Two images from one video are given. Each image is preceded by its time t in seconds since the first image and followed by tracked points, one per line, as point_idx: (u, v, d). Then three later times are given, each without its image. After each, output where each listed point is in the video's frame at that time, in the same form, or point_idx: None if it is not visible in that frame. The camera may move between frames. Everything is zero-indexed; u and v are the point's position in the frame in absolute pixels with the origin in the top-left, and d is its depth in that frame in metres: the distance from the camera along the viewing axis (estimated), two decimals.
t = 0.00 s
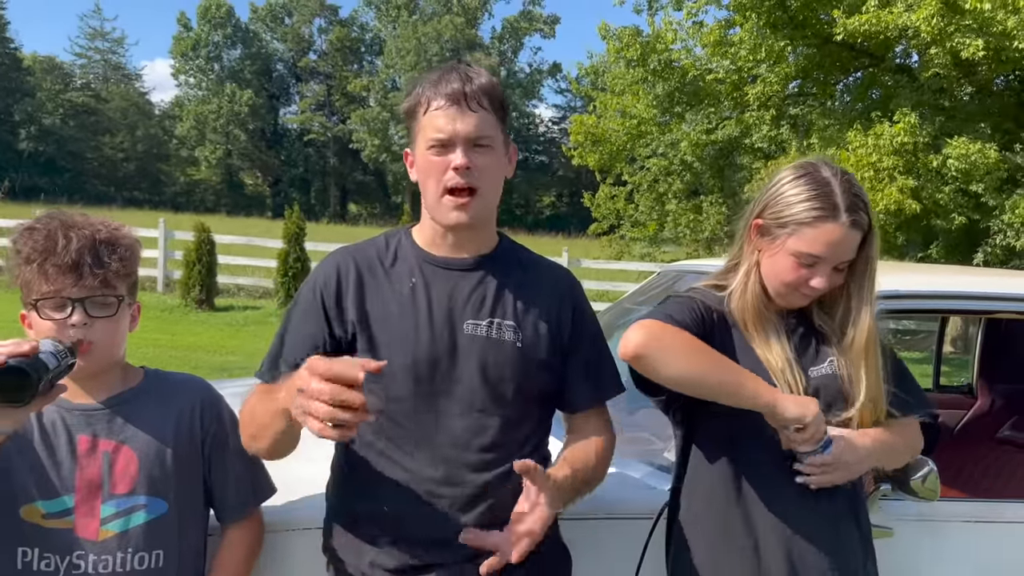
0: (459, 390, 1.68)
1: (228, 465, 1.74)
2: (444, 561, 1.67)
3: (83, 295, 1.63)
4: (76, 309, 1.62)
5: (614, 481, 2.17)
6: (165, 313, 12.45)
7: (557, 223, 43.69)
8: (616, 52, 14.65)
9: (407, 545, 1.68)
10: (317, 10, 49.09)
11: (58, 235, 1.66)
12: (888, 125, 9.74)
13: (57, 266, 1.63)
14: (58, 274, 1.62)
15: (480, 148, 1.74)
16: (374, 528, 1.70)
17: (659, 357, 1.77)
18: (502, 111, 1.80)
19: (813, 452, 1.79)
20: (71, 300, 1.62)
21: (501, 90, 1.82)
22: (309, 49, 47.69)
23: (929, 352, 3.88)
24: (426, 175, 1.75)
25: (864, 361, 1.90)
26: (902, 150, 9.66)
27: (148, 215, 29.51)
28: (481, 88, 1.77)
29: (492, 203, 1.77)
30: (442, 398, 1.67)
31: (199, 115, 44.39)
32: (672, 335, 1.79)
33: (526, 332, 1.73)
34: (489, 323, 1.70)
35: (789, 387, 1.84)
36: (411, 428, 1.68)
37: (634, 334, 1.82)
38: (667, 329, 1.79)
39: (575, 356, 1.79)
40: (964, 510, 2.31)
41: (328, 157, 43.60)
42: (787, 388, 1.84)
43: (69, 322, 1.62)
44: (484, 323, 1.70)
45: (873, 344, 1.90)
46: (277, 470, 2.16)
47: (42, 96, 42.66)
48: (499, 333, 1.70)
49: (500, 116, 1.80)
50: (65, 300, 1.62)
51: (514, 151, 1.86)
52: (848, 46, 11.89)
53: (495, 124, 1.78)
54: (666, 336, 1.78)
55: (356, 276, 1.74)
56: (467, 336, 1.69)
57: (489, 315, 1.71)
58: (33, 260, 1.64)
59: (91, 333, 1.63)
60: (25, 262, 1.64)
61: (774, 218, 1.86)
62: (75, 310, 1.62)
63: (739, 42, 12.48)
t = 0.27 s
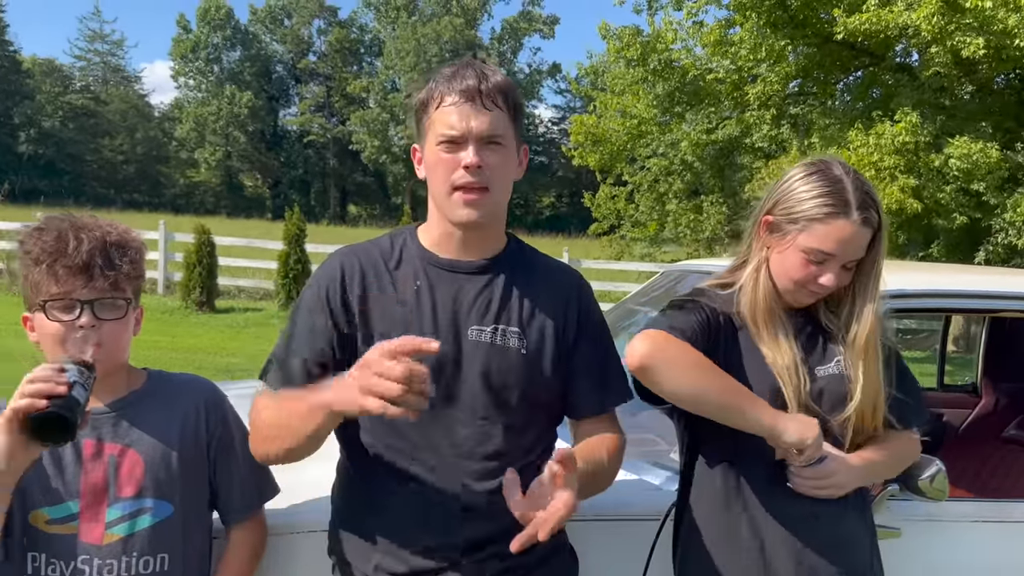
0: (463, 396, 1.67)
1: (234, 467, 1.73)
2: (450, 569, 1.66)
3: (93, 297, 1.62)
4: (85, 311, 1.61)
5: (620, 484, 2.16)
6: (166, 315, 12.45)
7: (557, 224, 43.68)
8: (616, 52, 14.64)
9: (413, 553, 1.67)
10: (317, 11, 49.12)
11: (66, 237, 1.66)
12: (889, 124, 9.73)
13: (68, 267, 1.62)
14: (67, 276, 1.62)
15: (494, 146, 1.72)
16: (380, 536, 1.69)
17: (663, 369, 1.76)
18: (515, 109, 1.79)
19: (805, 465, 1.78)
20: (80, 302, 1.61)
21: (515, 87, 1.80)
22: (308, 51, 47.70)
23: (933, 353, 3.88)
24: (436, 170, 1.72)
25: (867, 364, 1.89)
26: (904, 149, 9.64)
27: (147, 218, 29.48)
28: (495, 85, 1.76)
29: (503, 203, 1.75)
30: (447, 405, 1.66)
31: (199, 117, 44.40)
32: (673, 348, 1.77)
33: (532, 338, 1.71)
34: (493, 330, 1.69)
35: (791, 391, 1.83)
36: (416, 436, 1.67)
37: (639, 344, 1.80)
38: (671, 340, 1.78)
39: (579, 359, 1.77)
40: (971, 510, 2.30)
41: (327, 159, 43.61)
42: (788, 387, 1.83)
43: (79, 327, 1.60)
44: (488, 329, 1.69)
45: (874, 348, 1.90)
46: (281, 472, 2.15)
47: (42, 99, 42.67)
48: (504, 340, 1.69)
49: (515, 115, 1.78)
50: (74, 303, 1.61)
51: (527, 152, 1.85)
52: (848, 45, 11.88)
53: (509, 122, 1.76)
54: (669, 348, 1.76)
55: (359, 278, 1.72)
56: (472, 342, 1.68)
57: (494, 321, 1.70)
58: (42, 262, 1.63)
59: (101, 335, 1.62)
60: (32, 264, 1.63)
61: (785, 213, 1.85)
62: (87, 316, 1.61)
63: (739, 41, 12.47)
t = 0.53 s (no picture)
0: (484, 425, 1.69)
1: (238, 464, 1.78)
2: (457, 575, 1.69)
3: (109, 305, 1.63)
4: (101, 320, 1.61)
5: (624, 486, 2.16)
6: (167, 317, 12.45)
7: (558, 224, 43.66)
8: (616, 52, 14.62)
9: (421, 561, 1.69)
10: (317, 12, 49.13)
11: (74, 243, 1.64)
12: (891, 123, 9.72)
13: (83, 277, 1.62)
14: (82, 284, 1.62)
15: (506, 150, 1.70)
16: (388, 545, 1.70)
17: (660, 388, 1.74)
18: (531, 112, 1.76)
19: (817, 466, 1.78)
20: (95, 312, 1.61)
21: (529, 84, 1.77)
22: (309, 52, 47.72)
23: (936, 353, 3.88)
24: (446, 174, 1.70)
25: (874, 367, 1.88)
26: (906, 148, 9.63)
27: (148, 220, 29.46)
28: (507, 83, 1.73)
29: (519, 209, 1.72)
30: (468, 434, 1.68)
31: (200, 119, 44.42)
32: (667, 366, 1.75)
33: (549, 362, 1.72)
34: (510, 357, 1.69)
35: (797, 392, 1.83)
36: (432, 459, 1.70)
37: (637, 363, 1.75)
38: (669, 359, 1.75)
39: (595, 374, 1.78)
40: (979, 510, 2.28)
41: (328, 160, 43.61)
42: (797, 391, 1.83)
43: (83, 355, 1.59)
44: (505, 356, 1.69)
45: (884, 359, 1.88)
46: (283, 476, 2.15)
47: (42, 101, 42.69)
48: (522, 367, 1.70)
49: (531, 120, 1.76)
50: (87, 312, 1.61)
51: (545, 156, 1.83)
52: (849, 45, 11.88)
53: (522, 123, 1.74)
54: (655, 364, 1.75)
55: (371, 300, 1.70)
56: (488, 371, 1.68)
57: (512, 348, 1.69)
58: (53, 271, 1.61)
59: (119, 343, 1.63)
60: (39, 271, 1.60)
61: (791, 215, 1.85)
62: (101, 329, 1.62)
63: (740, 41, 12.45)
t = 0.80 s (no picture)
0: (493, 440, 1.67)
1: (236, 464, 1.77)
2: None
3: (107, 307, 1.65)
4: (100, 322, 1.63)
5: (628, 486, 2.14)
6: (168, 319, 12.44)
7: (559, 224, 43.62)
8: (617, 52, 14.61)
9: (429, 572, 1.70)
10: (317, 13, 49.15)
11: (69, 248, 1.66)
12: (894, 123, 9.70)
13: (82, 280, 1.64)
14: (81, 288, 1.63)
15: (493, 149, 1.62)
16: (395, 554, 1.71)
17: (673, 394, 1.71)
18: (523, 107, 1.67)
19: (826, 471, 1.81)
20: (93, 314, 1.63)
21: (519, 72, 1.67)
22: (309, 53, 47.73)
23: (939, 352, 3.88)
24: (434, 180, 1.64)
25: (882, 356, 1.89)
26: (908, 147, 9.61)
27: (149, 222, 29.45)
28: (493, 75, 1.64)
29: (516, 211, 1.65)
30: (477, 448, 1.68)
31: (201, 120, 44.43)
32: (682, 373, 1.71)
33: (557, 369, 1.68)
34: (517, 368, 1.67)
35: (820, 395, 1.82)
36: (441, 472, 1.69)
37: (655, 362, 1.73)
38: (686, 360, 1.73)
39: (614, 381, 1.74)
40: (984, 510, 2.27)
41: (329, 161, 43.61)
42: (817, 393, 1.81)
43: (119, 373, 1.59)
44: (511, 367, 1.66)
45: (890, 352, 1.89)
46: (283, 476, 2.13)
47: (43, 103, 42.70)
48: (529, 378, 1.67)
49: (523, 115, 1.67)
50: (86, 315, 1.62)
51: (547, 149, 1.75)
52: (851, 43, 11.87)
53: (513, 117, 1.65)
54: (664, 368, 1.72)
55: (368, 307, 1.67)
56: (493, 382, 1.66)
57: (518, 358, 1.67)
58: (49, 276, 1.62)
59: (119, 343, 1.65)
60: (35, 277, 1.61)
61: (796, 212, 1.84)
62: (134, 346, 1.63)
63: (741, 40, 12.43)
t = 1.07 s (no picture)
0: (485, 447, 1.65)
1: (235, 465, 1.76)
2: None
3: (101, 312, 1.64)
4: (94, 328, 1.62)
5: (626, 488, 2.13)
6: (169, 320, 12.44)
7: (560, 225, 43.57)
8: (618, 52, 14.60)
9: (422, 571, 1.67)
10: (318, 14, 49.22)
11: (59, 254, 1.65)
12: (895, 123, 9.69)
13: (74, 286, 1.63)
14: (73, 295, 1.63)
15: (487, 156, 1.60)
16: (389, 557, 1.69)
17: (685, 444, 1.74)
18: (517, 109, 1.65)
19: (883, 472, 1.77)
20: (87, 320, 1.62)
21: (511, 76, 1.65)
22: (310, 54, 47.76)
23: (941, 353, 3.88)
24: (428, 186, 1.62)
25: (893, 355, 1.94)
26: (909, 147, 9.60)
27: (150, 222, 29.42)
28: (483, 80, 1.62)
29: (511, 215, 1.64)
30: (466, 457, 1.64)
31: (202, 121, 44.48)
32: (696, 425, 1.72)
33: (552, 374, 1.65)
34: (510, 371, 1.64)
35: (830, 394, 1.79)
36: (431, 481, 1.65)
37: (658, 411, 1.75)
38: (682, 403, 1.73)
39: (612, 385, 1.72)
40: (984, 512, 2.26)
41: (330, 162, 43.63)
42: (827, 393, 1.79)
43: (142, 402, 1.55)
44: (505, 371, 1.64)
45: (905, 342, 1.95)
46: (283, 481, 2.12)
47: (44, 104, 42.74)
48: (523, 382, 1.64)
49: (517, 119, 1.65)
50: (80, 321, 1.62)
51: (540, 152, 1.73)
52: (852, 43, 11.88)
53: (504, 122, 1.63)
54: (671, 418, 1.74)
55: (360, 310, 1.66)
56: (485, 387, 1.63)
57: (511, 362, 1.64)
58: (40, 283, 1.61)
59: (113, 348, 1.64)
60: (26, 284, 1.61)
61: (819, 206, 1.81)
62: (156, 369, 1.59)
63: (742, 40, 12.43)
